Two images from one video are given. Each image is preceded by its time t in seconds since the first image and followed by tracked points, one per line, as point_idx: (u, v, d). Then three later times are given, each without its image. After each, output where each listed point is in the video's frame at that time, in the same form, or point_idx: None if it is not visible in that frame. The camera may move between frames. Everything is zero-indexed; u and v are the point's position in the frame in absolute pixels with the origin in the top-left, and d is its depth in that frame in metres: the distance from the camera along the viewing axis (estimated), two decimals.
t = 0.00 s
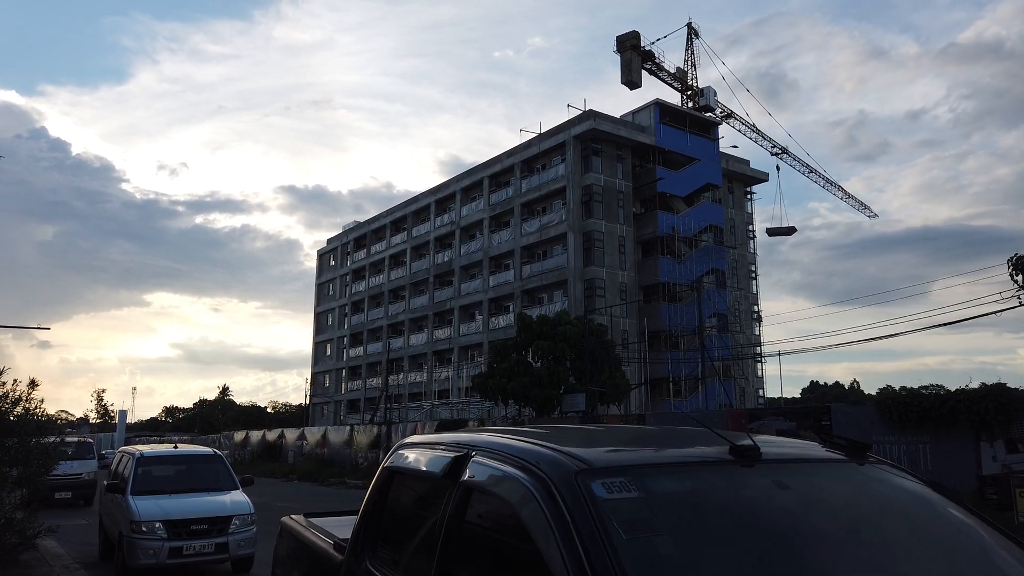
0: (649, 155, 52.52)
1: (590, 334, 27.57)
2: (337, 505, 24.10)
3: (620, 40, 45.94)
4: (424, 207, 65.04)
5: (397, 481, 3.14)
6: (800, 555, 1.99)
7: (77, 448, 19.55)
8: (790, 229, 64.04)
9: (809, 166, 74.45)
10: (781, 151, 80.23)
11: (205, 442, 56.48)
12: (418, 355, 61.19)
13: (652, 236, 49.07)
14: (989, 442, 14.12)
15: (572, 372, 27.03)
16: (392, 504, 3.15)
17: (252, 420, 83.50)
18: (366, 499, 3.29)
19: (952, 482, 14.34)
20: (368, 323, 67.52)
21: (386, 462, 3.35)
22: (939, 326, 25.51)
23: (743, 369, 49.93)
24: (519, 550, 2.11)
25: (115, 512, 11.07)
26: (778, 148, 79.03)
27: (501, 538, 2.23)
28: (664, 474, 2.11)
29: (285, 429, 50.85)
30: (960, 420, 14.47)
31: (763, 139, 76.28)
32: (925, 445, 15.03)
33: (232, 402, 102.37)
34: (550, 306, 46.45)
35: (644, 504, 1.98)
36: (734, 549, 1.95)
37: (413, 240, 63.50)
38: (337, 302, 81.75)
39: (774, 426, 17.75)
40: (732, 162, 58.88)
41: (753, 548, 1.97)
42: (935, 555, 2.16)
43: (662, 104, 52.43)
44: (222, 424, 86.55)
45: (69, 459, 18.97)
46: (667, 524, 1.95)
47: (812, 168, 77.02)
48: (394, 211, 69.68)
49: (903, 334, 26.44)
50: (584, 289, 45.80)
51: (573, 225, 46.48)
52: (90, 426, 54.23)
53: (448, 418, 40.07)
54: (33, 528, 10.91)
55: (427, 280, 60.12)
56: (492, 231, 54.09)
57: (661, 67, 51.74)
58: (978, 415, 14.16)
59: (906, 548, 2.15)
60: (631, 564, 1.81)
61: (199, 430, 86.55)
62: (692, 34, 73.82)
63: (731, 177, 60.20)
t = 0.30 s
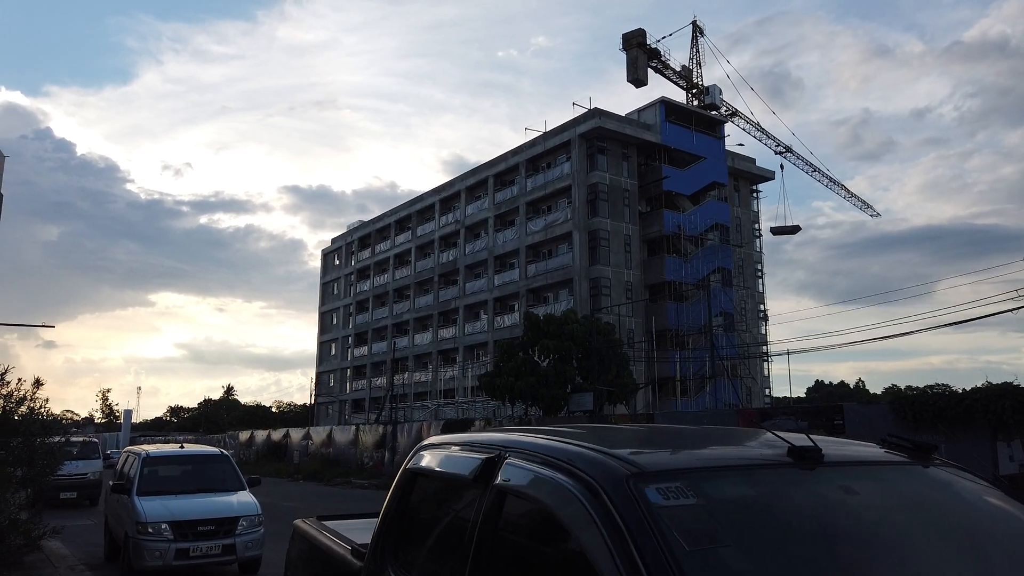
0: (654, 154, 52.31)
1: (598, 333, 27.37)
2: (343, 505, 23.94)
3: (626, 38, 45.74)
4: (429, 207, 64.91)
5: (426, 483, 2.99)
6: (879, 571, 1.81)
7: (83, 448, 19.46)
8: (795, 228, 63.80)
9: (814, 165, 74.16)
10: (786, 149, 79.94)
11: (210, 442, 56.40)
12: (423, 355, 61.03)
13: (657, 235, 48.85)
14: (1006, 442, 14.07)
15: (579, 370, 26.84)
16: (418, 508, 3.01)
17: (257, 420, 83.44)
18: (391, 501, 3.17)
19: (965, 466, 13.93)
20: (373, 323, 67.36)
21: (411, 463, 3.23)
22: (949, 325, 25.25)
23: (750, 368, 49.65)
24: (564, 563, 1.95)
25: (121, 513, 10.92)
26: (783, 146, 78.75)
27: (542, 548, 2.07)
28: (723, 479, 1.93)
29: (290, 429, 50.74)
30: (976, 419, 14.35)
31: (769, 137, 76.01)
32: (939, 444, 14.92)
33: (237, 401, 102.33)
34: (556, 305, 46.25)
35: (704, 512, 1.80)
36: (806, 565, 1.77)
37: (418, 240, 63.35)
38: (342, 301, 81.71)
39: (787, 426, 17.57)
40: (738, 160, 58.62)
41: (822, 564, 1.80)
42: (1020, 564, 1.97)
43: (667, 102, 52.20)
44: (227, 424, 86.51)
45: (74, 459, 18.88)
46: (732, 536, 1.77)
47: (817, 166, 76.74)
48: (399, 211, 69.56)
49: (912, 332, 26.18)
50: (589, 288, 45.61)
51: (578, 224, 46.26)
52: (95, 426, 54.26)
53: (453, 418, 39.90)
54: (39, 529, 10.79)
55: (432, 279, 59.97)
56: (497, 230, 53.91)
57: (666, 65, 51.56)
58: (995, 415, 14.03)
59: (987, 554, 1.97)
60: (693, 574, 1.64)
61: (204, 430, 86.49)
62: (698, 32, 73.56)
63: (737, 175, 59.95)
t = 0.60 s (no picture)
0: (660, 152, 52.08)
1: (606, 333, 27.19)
2: (349, 506, 23.77)
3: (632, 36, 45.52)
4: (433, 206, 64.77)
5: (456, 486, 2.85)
6: None
7: (88, 448, 19.33)
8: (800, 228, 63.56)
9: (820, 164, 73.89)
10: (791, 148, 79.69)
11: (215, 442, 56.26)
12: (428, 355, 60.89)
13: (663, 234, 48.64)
14: None
15: (587, 370, 26.66)
16: (450, 513, 2.84)
17: (262, 420, 83.39)
18: (419, 502, 3.03)
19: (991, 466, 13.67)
20: (378, 322, 67.21)
21: (439, 464, 3.06)
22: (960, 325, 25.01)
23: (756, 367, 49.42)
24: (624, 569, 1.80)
25: (128, 514, 10.78)
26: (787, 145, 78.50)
27: (602, 561, 1.91)
28: (800, 482, 1.77)
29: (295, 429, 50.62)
30: (993, 418, 14.41)
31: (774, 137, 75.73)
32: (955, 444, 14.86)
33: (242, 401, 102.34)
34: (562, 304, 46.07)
35: (785, 519, 1.64)
36: None
37: (423, 239, 63.14)
38: (347, 301, 81.60)
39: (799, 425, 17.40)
40: (744, 160, 58.37)
41: None
42: None
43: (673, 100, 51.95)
44: (232, 424, 86.47)
45: (80, 458, 18.75)
46: (815, 547, 1.62)
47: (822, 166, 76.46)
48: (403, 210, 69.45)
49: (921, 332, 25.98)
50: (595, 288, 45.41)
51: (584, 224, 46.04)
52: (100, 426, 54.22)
53: (459, 417, 39.75)
54: (46, 530, 10.65)
55: (437, 279, 59.84)
56: (502, 230, 53.75)
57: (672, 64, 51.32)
58: (1012, 413, 14.00)
59: None
60: None
61: (209, 430, 86.50)
62: (703, 31, 73.29)
63: (743, 174, 59.69)
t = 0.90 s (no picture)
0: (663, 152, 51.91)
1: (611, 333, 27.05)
2: (353, 506, 23.66)
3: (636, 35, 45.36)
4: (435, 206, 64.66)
5: (487, 493, 2.72)
6: None
7: (91, 448, 19.24)
8: (802, 228, 63.46)
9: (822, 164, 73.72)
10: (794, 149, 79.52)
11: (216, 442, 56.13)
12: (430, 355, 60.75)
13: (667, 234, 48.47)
14: None
15: (591, 370, 26.50)
16: (482, 520, 2.71)
17: (264, 420, 83.24)
18: (450, 507, 2.91)
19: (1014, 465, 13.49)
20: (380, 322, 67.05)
21: (468, 467, 2.93)
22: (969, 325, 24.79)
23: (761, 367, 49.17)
24: None
25: (132, 517, 10.62)
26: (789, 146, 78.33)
27: None
28: (886, 492, 1.62)
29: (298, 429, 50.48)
30: (1006, 418, 14.34)
31: (776, 137, 75.66)
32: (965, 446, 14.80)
33: (243, 401, 102.26)
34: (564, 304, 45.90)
35: (875, 536, 1.50)
36: None
37: (425, 239, 62.97)
38: (349, 301, 81.47)
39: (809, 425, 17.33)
40: (748, 159, 58.19)
41: None
42: None
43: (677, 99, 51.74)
44: (234, 424, 86.38)
45: (82, 459, 18.65)
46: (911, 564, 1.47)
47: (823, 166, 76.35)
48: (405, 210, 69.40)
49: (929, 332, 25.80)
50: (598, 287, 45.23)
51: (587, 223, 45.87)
52: (101, 425, 54.18)
53: (461, 417, 39.57)
54: (48, 533, 10.48)
55: (439, 279, 59.71)
56: (505, 229, 53.58)
57: (676, 63, 51.13)
58: None
59: None
60: None
61: (210, 430, 86.44)
62: (705, 30, 73.11)
63: (747, 173, 59.46)
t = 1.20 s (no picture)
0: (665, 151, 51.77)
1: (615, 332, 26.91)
2: (355, 506, 23.51)
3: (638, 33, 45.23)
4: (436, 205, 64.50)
5: (516, 489, 2.62)
6: None
7: (91, 448, 19.08)
8: (803, 228, 63.36)
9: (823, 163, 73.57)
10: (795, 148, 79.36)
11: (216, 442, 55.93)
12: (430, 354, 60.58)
13: (668, 233, 48.34)
14: None
15: (595, 369, 26.33)
16: (512, 519, 2.60)
17: (264, 420, 82.98)
18: (475, 502, 2.78)
19: None
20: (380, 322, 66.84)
21: (494, 462, 2.80)
22: (976, 323, 24.61)
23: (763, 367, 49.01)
24: None
25: (133, 516, 10.45)
26: (789, 145, 78.22)
27: None
28: (979, 487, 1.54)
29: (298, 429, 50.30)
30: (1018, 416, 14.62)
31: (776, 136, 75.54)
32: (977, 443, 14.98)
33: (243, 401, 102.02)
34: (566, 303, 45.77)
35: (980, 534, 1.42)
36: None
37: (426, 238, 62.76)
38: (349, 300, 81.30)
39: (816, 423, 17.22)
40: (750, 158, 58.05)
41: None
42: None
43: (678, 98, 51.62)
44: (234, 424, 86.22)
45: (82, 459, 18.50)
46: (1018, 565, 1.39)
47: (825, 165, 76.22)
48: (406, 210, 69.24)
49: (934, 332, 25.68)
50: (600, 286, 45.09)
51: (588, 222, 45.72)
52: (101, 425, 54.03)
53: (463, 417, 39.41)
54: (48, 532, 10.31)
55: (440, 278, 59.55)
56: (506, 228, 53.41)
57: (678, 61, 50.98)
58: None
59: None
60: None
61: (210, 430, 86.25)
62: (707, 29, 72.95)
63: (749, 172, 59.31)
